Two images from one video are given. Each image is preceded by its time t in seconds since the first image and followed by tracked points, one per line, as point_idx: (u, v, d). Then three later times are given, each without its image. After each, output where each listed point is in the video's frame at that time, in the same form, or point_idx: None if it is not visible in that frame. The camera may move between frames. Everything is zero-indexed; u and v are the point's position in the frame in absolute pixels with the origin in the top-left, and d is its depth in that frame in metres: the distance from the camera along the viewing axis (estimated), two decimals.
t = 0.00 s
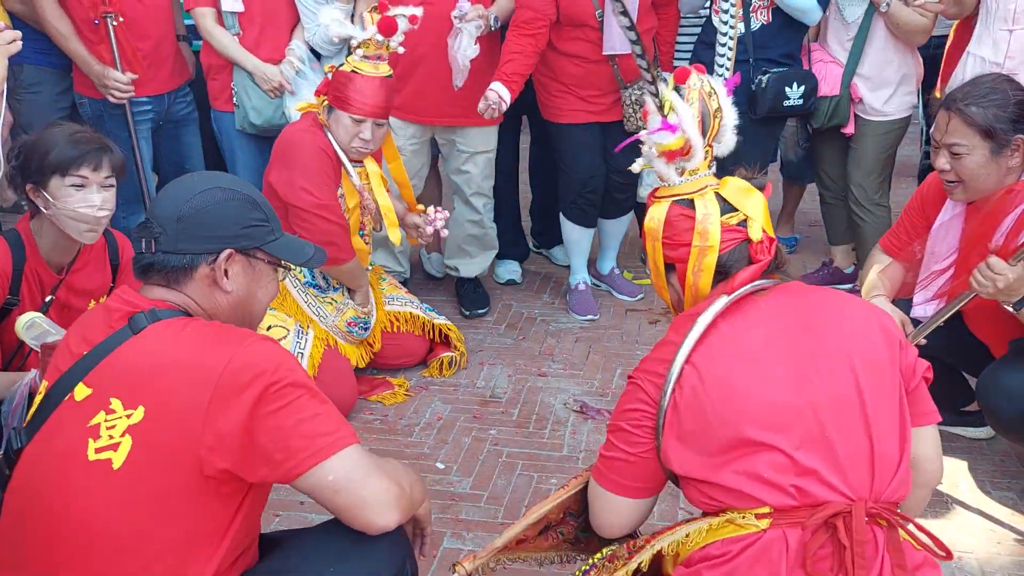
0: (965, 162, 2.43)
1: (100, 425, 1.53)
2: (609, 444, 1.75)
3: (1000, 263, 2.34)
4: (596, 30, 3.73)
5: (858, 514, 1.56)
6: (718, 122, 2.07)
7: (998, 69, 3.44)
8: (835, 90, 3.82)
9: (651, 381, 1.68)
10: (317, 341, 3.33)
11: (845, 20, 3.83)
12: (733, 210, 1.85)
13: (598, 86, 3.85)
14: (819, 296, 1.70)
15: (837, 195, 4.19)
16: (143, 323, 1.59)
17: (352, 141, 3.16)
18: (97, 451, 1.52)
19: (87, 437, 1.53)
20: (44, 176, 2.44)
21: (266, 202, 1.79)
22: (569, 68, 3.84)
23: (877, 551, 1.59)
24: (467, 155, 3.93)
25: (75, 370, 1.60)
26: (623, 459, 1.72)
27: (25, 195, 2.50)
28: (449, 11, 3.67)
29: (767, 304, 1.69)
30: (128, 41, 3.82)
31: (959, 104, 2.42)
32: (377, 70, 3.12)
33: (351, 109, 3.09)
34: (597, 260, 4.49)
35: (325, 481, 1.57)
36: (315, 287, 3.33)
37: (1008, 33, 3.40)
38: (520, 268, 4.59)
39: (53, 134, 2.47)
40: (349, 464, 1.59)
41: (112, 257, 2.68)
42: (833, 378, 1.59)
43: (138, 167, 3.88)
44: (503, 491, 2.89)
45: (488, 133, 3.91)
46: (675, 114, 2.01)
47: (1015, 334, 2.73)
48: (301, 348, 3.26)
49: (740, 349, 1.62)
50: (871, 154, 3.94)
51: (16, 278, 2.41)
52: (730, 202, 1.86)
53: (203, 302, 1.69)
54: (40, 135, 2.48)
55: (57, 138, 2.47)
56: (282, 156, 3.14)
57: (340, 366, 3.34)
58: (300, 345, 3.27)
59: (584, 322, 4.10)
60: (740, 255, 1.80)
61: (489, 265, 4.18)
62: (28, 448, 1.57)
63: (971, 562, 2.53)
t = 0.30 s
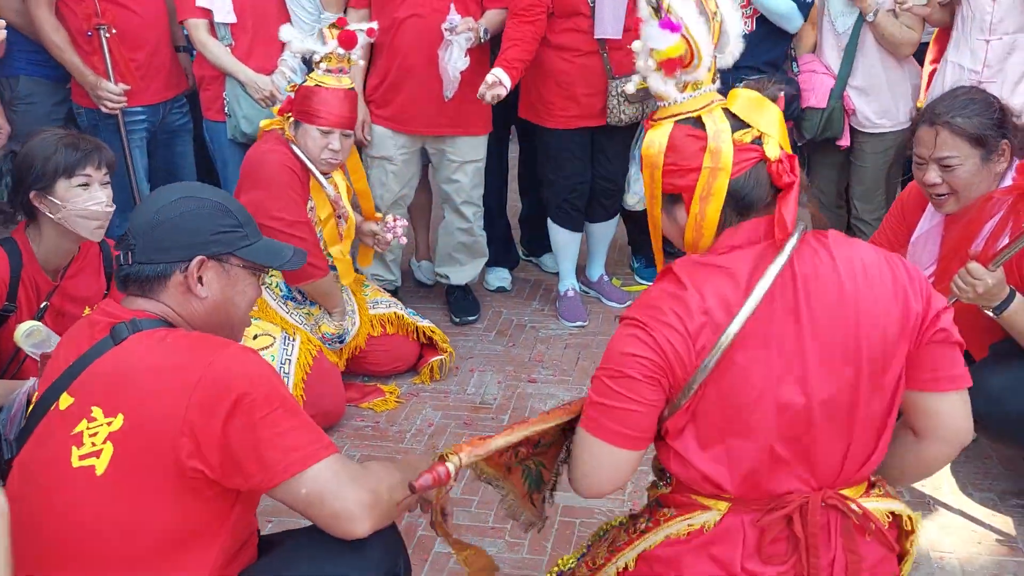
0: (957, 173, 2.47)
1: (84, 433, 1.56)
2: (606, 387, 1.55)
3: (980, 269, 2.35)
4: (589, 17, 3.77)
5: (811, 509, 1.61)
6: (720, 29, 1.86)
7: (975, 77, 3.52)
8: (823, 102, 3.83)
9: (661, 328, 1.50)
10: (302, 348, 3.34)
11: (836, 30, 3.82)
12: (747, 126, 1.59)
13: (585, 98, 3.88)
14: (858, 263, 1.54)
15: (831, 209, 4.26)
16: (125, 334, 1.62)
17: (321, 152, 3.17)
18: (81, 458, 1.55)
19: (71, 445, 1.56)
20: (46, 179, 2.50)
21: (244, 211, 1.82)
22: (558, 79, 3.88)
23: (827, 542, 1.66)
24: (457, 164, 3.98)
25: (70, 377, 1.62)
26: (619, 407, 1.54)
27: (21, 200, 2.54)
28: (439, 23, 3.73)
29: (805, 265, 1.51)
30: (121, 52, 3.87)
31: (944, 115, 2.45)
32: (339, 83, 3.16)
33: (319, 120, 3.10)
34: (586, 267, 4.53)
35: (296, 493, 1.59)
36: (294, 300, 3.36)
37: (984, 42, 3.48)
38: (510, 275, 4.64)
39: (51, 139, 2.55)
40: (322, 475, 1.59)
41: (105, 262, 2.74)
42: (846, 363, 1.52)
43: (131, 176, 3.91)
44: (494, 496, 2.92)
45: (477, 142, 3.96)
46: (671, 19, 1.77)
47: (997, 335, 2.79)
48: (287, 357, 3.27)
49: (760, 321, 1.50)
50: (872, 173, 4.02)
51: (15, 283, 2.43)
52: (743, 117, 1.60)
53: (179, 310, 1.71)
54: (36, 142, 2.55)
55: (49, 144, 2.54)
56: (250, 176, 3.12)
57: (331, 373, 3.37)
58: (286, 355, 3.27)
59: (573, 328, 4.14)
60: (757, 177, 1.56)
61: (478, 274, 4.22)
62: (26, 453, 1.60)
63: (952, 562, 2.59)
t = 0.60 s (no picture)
0: (943, 199, 2.51)
1: (114, 472, 1.58)
2: (616, 497, 1.58)
3: (965, 294, 2.38)
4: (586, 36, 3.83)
5: None
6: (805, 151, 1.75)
7: (965, 102, 3.58)
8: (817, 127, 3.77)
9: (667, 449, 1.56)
10: (295, 368, 3.36)
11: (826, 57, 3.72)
12: (784, 258, 1.58)
13: (581, 121, 3.91)
14: (870, 373, 1.56)
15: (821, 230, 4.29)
16: (137, 371, 1.64)
17: (296, 168, 3.19)
18: (115, 497, 1.57)
19: (104, 485, 1.58)
20: (42, 203, 2.53)
21: (205, 224, 1.83)
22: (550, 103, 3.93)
23: None
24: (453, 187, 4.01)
25: (72, 406, 1.66)
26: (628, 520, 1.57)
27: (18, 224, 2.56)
28: (434, 50, 3.79)
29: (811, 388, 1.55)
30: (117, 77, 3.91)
31: (929, 144, 2.50)
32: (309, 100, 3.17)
33: (293, 139, 3.12)
34: (578, 287, 4.57)
35: (332, 515, 1.72)
36: (279, 315, 3.36)
37: (975, 68, 3.55)
38: (503, 295, 4.67)
39: (47, 164, 2.58)
40: (353, 498, 1.74)
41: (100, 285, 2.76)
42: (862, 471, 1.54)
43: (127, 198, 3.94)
44: (487, 518, 2.94)
45: (474, 166, 4.00)
46: (747, 152, 1.60)
47: (981, 358, 2.84)
48: (281, 372, 3.29)
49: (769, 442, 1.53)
50: (863, 195, 4.07)
51: (13, 306, 2.45)
52: (784, 246, 1.58)
53: (167, 337, 1.74)
54: (32, 167, 2.59)
55: (44, 170, 2.57)
56: (228, 203, 3.14)
57: (326, 393, 3.39)
58: (280, 372, 3.30)
59: (565, 348, 4.17)
60: (777, 309, 1.59)
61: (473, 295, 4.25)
62: (27, 481, 1.62)
63: None
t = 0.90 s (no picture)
0: (930, 219, 2.54)
1: (120, 507, 1.59)
2: (631, 553, 1.56)
3: (954, 313, 2.34)
4: (581, 53, 3.87)
5: None
6: (857, 195, 1.68)
7: (965, 124, 3.61)
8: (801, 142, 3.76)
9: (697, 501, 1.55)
10: (288, 389, 3.36)
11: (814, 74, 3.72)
12: (825, 308, 1.60)
13: (573, 141, 3.93)
14: (904, 453, 1.57)
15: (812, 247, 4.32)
16: (143, 405, 1.65)
17: (278, 173, 3.19)
18: (120, 532, 1.59)
19: (108, 520, 1.59)
20: (44, 231, 2.55)
21: (206, 251, 1.83)
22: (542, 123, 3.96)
23: None
24: (444, 207, 4.02)
25: (67, 433, 1.67)
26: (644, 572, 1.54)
27: (14, 247, 2.55)
28: (426, 72, 3.81)
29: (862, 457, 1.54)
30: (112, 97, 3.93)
31: (915, 165, 2.52)
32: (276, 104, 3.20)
33: (270, 145, 3.13)
34: (571, 305, 4.59)
35: (338, 542, 1.76)
36: (274, 330, 3.38)
37: (974, 89, 3.57)
38: (496, 313, 4.68)
39: (50, 192, 2.58)
40: (357, 525, 1.78)
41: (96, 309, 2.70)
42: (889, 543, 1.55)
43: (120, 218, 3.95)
44: (479, 537, 2.93)
45: (463, 185, 4.02)
46: (805, 182, 1.60)
47: (970, 377, 2.86)
48: (273, 395, 3.29)
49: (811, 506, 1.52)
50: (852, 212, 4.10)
51: (5, 329, 2.45)
52: (825, 295, 1.60)
53: (169, 368, 1.76)
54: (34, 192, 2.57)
55: (48, 199, 2.57)
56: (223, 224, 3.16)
57: (317, 412, 3.40)
58: (273, 393, 3.30)
59: (558, 367, 4.18)
60: (812, 360, 1.61)
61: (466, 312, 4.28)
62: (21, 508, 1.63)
63: None
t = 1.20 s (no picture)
0: (920, 228, 2.57)
1: (109, 528, 1.59)
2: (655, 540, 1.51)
3: (944, 327, 2.33)
4: (576, 67, 3.89)
5: None
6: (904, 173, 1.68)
7: (961, 141, 3.61)
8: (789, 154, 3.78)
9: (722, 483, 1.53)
10: (283, 402, 3.37)
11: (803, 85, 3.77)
12: (860, 290, 1.61)
13: (566, 154, 3.95)
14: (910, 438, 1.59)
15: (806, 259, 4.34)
16: (137, 424, 1.65)
17: (273, 188, 3.19)
18: (108, 554, 1.58)
19: (96, 541, 1.59)
20: (78, 258, 2.60)
21: (205, 270, 1.84)
22: (536, 137, 3.97)
23: None
24: (429, 222, 4.01)
25: (59, 453, 1.67)
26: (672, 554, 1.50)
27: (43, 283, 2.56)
28: (406, 83, 3.79)
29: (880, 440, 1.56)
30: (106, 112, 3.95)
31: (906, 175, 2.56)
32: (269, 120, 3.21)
33: (263, 159, 3.13)
34: (566, 318, 4.59)
35: (334, 564, 1.74)
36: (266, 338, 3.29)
37: (971, 106, 3.56)
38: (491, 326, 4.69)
39: (59, 221, 2.59)
40: (354, 546, 1.76)
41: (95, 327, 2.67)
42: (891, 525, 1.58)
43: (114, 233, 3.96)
44: (473, 552, 2.93)
45: (446, 199, 4.00)
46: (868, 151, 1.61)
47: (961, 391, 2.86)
48: (267, 411, 3.32)
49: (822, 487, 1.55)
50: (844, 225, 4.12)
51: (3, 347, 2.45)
52: (862, 277, 1.61)
53: (165, 387, 1.76)
54: (43, 227, 2.56)
55: (71, 231, 2.59)
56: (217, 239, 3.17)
57: (311, 425, 3.40)
58: (267, 408, 3.32)
59: (553, 379, 4.18)
60: (845, 342, 1.61)
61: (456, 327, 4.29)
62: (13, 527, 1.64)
63: None
